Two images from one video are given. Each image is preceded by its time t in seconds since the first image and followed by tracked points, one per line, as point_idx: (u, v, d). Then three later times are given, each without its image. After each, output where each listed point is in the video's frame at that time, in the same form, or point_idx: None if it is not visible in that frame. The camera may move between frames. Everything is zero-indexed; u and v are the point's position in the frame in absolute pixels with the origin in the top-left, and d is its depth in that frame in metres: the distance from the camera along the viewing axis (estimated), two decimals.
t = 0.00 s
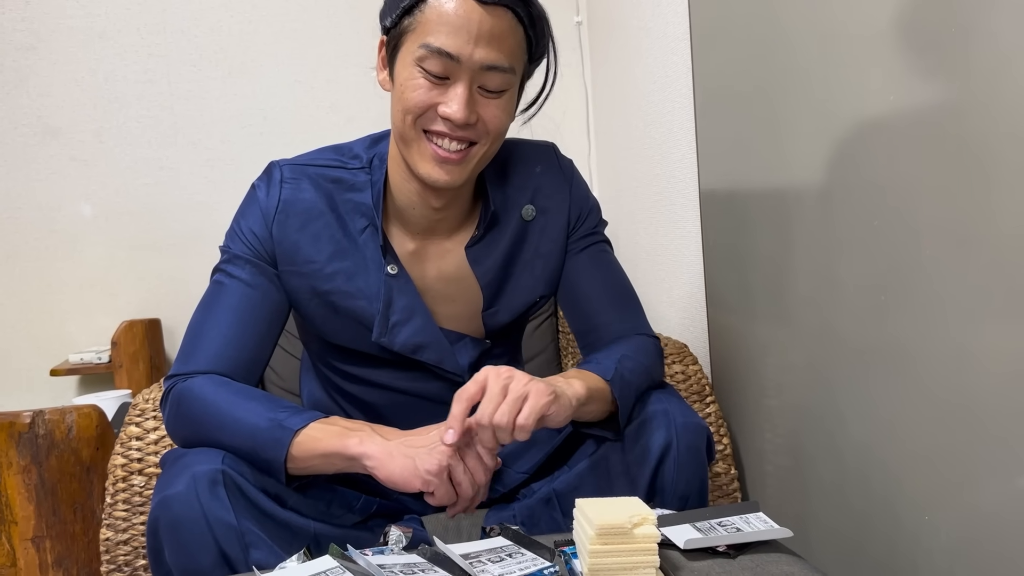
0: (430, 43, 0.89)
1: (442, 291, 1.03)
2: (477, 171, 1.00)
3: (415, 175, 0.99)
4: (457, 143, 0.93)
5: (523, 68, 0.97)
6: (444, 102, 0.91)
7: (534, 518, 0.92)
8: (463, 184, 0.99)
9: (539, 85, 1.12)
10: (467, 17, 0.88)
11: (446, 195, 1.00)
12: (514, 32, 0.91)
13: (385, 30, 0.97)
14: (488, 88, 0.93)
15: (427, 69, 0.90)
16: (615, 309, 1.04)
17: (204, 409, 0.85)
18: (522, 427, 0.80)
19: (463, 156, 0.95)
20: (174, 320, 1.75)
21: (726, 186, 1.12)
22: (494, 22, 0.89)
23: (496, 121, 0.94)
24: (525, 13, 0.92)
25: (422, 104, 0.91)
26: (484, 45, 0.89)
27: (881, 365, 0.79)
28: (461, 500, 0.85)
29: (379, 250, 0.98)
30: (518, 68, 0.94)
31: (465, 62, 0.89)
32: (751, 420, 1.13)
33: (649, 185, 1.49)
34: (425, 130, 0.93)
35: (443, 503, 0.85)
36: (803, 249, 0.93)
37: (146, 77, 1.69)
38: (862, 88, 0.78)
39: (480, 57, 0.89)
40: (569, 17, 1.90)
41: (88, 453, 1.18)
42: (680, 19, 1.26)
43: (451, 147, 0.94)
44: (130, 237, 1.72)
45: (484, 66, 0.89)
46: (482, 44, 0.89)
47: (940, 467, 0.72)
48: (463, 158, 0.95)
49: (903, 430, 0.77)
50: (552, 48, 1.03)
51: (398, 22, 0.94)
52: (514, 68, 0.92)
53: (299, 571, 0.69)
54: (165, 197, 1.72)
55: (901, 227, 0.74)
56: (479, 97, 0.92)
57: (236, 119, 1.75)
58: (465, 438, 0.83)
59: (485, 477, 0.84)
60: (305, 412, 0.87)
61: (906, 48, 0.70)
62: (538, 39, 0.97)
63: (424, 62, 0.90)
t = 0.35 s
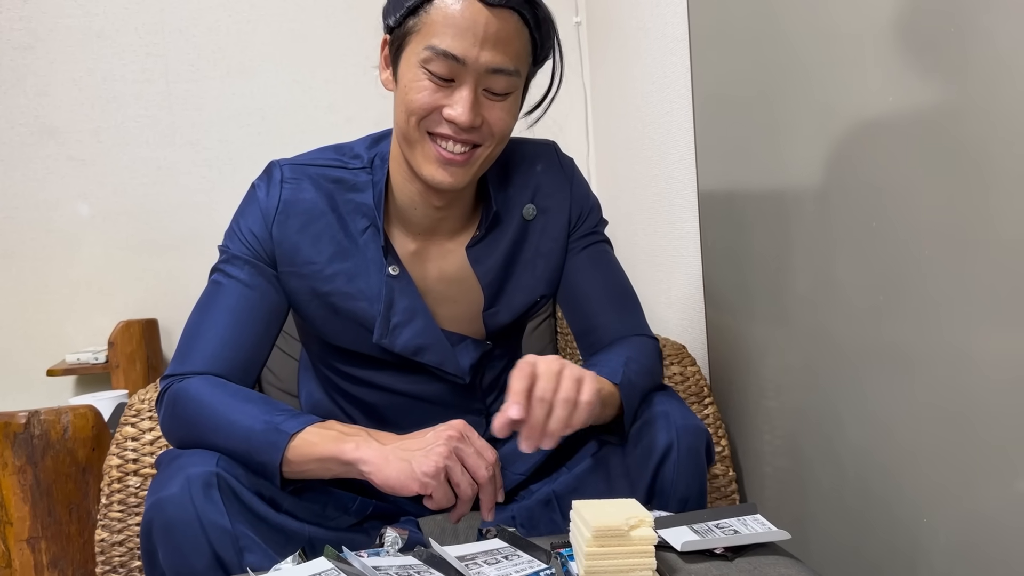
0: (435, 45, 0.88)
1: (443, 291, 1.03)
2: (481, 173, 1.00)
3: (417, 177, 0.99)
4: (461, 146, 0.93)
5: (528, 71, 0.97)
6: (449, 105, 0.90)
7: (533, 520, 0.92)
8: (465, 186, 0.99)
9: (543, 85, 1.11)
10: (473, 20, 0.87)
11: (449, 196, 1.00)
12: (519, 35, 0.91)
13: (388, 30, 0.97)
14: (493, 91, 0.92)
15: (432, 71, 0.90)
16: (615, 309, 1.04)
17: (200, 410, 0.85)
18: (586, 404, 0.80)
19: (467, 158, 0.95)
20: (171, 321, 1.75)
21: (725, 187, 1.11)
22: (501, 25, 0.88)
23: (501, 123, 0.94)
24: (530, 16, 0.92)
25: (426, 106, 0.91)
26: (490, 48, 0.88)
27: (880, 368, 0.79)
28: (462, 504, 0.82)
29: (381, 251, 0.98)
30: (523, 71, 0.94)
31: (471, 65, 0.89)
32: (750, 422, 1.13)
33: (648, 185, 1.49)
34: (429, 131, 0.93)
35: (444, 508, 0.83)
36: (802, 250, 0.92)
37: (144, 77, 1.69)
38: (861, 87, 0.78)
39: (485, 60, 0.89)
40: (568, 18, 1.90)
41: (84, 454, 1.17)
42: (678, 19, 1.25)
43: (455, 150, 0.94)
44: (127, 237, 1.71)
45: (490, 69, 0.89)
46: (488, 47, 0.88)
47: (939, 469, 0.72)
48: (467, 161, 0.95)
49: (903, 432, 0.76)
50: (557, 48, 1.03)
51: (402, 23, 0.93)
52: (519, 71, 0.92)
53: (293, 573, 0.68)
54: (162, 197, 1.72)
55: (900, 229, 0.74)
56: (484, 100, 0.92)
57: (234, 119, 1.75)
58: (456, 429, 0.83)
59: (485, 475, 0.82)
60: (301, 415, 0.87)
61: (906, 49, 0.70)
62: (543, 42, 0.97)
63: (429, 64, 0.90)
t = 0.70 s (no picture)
0: (415, 24, 0.89)
1: (436, 290, 1.03)
2: (467, 161, 0.98)
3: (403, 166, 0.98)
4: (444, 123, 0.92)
5: (511, 59, 0.98)
6: (430, 82, 0.90)
7: (536, 524, 0.91)
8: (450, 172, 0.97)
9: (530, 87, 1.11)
10: None
11: (434, 185, 0.99)
12: (499, 17, 0.92)
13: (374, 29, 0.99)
14: (475, 71, 0.93)
15: (413, 50, 0.90)
16: (605, 305, 1.05)
17: (197, 412, 0.85)
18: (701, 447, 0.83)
19: (449, 137, 0.93)
20: (171, 322, 1.75)
21: (724, 189, 1.11)
22: (479, 3, 0.90)
23: (483, 102, 0.93)
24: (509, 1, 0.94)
25: (407, 85, 0.91)
26: (468, 24, 0.90)
27: (880, 369, 0.79)
28: (456, 497, 0.83)
29: (374, 250, 0.98)
30: (505, 54, 0.94)
31: (450, 41, 0.89)
32: (748, 424, 1.13)
33: (647, 187, 1.49)
34: (411, 112, 0.93)
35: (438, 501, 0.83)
36: (801, 253, 0.93)
37: (144, 78, 1.69)
38: (861, 89, 0.78)
39: (464, 36, 0.89)
40: (568, 20, 1.90)
41: (84, 455, 1.17)
42: (678, 22, 1.26)
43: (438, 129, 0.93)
44: (127, 238, 1.71)
45: (469, 45, 0.90)
46: (466, 23, 0.89)
47: (937, 471, 0.72)
48: (450, 141, 0.93)
49: (901, 435, 0.77)
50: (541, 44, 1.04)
51: (385, 15, 0.95)
52: (499, 51, 0.93)
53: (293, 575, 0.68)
54: (162, 199, 1.72)
55: (899, 231, 0.74)
56: (465, 78, 0.92)
57: (234, 121, 1.75)
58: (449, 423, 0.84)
59: (478, 469, 0.82)
60: (297, 414, 0.87)
61: (905, 52, 0.70)
62: (526, 32, 0.98)
63: (409, 44, 0.91)
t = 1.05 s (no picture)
0: (420, 47, 0.88)
1: (432, 293, 1.03)
2: (470, 170, 1.00)
3: (407, 178, 0.99)
4: (451, 143, 0.93)
5: (510, 66, 0.97)
6: (437, 105, 0.90)
7: (536, 528, 0.92)
8: (455, 184, 0.99)
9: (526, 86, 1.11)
10: (455, 20, 0.87)
11: (438, 195, 1.01)
12: (501, 32, 0.91)
13: (368, 35, 0.96)
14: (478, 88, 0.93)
15: (418, 73, 0.89)
16: (601, 309, 1.05)
17: (197, 415, 0.85)
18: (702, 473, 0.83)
19: (457, 156, 0.95)
20: (170, 324, 1.75)
21: (724, 192, 1.12)
22: (481, 22, 0.89)
23: (488, 120, 0.94)
24: (509, 13, 0.92)
25: (414, 108, 0.91)
26: (473, 45, 0.89)
27: (881, 372, 0.79)
28: (454, 506, 0.81)
29: (367, 253, 0.98)
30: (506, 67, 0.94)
31: (456, 64, 0.89)
32: (748, 427, 1.13)
33: (646, 190, 1.49)
34: (417, 132, 0.93)
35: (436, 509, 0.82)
36: (801, 256, 0.93)
37: (143, 80, 1.69)
38: (862, 93, 0.78)
39: (470, 58, 0.89)
40: (567, 23, 1.90)
41: (82, 457, 1.17)
42: (678, 26, 1.26)
43: (445, 148, 0.94)
44: (126, 240, 1.71)
45: (475, 67, 0.89)
46: (471, 45, 0.89)
47: (939, 475, 0.72)
48: (457, 158, 0.95)
49: (902, 438, 0.77)
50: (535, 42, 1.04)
51: (383, 26, 0.93)
52: (502, 67, 0.92)
53: None
54: (161, 200, 1.72)
55: (900, 235, 0.74)
56: (470, 98, 0.92)
57: (233, 123, 1.74)
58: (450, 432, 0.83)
59: (477, 478, 0.82)
60: (296, 416, 0.87)
61: (907, 56, 0.70)
62: (522, 38, 0.97)
63: (414, 66, 0.89)
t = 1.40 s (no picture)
0: (417, 53, 0.88)
1: (429, 297, 1.03)
2: (467, 175, 1.00)
3: (404, 184, 0.98)
4: (449, 149, 0.93)
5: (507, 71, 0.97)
6: (434, 111, 0.90)
7: (534, 533, 0.92)
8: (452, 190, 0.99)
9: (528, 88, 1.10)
10: (452, 25, 0.87)
11: (436, 201, 1.00)
12: (498, 37, 0.91)
13: (364, 40, 0.96)
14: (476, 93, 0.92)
15: (415, 79, 0.89)
16: (600, 314, 1.05)
17: (191, 420, 0.85)
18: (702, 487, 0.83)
19: (454, 162, 0.95)
20: (167, 328, 1.74)
21: (724, 197, 1.11)
22: (479, 27, 0.89)
23: (486, 125, 0.94)
24: (506, 17, 0.92)
25: (411, 113, 0.90)
26: (470, 51, 0.89)
27: (881, 378, 0.79)
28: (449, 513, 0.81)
29: (364, 257, 0.98)
30: (503, 71, 0.94)
31: (453, 70, 0.89)
32: (748, 432, 1.13)
33: (645, 194, 1.49)
34: (415, 137, 0.93)
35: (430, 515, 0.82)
36: (800, 261, 0.93)
37: (142, 83, 1.69)
38: (862, 97, 0.78)
39: (467, 63, 0.89)
40: (566, 27, 1.90)
41: (79, 461, 1.17)
42: (677, 30, 1.26)
43: (443, 154, 0.94)
44: (124, 243, 1.71)
45: (472, 72, 0.89)
46: (469, 51, 0.88)
47: (939, 481, 0.71)
48: (455, 164, 0.95)
49: (903, 444, 0.76)
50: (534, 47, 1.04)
51: (379, 32, 0.93)
52: (500, 72, 0.92)
53: None
54: (160, 204, 1.72)
55: (901, 239, 0.74)
56: (468, 103, 0.92)
57: (232, 126, 1.74)
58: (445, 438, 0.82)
59: (472, 485, 0.81)
60: (289, 420, 0.87)
61: (908, 60, 0.70)
62: (519, 42, 0.97)
63: (411, 72, 0.89)
